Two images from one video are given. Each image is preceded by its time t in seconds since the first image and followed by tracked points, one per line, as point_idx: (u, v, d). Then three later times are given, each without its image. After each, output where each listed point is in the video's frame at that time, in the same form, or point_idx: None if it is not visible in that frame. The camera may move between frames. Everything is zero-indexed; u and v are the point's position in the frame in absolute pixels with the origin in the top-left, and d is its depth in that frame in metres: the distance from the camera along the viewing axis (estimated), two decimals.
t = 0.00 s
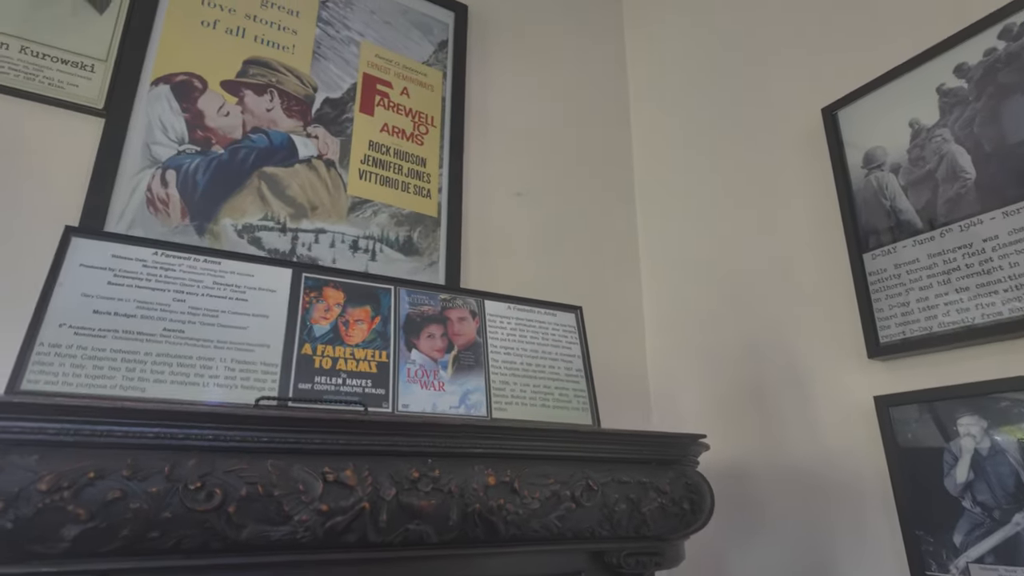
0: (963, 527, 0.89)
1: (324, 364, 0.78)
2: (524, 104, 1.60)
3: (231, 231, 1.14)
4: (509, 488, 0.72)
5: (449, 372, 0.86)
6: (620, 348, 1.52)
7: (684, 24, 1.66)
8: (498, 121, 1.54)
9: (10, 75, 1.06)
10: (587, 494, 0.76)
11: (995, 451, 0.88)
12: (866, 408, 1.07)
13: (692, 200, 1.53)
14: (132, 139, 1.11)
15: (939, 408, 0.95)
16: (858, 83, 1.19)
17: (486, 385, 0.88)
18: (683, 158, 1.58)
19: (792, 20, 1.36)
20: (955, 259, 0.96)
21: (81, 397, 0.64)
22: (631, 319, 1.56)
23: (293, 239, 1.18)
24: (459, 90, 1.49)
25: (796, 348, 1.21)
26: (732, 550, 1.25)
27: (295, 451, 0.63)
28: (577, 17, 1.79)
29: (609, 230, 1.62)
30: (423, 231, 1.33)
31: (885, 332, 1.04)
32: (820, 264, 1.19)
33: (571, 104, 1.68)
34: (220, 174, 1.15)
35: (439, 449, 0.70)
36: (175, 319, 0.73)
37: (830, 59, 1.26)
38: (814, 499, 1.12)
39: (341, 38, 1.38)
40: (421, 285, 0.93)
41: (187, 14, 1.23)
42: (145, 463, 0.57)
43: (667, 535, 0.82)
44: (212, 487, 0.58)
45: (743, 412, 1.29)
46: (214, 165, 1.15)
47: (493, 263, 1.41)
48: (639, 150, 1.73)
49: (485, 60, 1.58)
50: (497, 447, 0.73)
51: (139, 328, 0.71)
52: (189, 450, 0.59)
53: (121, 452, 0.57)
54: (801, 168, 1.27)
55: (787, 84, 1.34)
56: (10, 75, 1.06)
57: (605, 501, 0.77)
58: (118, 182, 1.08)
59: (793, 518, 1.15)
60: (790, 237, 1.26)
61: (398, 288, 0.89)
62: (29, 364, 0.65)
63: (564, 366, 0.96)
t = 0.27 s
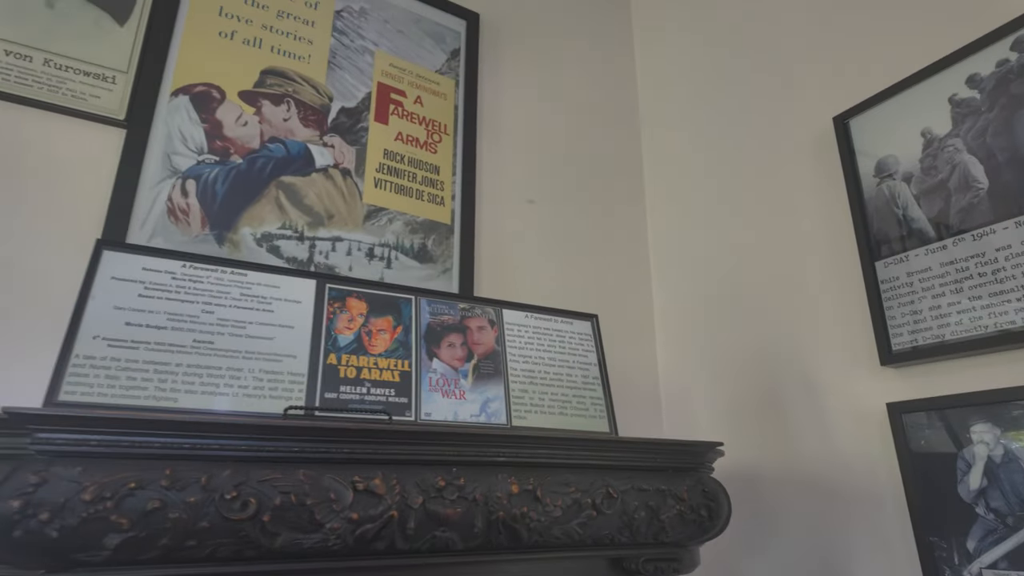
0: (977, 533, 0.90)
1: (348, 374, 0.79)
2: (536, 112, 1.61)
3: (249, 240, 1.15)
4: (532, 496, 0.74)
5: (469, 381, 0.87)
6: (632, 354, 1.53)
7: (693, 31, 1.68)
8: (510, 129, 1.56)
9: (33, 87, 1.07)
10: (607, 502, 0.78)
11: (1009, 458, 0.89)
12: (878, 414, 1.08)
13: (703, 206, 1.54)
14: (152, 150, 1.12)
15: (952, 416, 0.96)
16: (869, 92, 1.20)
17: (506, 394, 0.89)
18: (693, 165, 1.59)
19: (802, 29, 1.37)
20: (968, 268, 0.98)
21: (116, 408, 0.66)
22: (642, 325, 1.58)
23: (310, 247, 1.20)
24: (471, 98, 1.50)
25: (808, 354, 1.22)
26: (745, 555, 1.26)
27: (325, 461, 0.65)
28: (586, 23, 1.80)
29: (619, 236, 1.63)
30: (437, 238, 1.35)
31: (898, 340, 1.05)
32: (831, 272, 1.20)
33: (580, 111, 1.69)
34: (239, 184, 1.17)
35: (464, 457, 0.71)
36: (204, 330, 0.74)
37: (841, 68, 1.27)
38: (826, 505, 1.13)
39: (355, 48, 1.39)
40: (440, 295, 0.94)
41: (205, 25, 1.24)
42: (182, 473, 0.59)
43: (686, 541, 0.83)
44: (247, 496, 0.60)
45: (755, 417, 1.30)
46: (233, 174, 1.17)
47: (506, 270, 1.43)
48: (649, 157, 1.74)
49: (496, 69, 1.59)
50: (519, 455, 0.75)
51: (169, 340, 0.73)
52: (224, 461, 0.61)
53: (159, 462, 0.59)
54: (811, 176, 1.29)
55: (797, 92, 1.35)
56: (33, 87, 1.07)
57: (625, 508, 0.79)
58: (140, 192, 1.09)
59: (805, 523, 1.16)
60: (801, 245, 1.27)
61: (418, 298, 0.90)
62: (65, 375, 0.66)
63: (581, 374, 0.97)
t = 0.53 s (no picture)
0: (984, 533, 0.92)
1: (372, 378, 0.82)
2: (546, 118, 1.64)
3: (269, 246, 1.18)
4: (551, 496, 0.76)
5: (487, 384, 0.90)
6: (641, 357, 1.56)
7: (701, 37, 1.70)
8: (520, 135, 1.58)
9: (60, 99, 1.10)
10: (623, 502, 0.80)
11: (1015, 459, 0.91)
12: (886, 416, 1.10)
13: (711, 211, 1.56)
14: (175, 158, 1.15)
15: (959, 417, 0.98)
16: (876, 98, 1.22)
17: (523, 396, 0.92)
18: (701, 170, 1.61)
19: (810, 36, 1.39)
20: (974, 272, 1.00)
21: (153, 411, 0.69)
22: (651, 328, 1.60)
23: (328, 253, 1.23)
24: (483, 105, 1.53)
25: (816, 357, 1.24)
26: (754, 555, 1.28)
27: (354, 462, 0.67)
28: (595, 30, 1.82)
29: (628, 240, 1.65)
30: (451, 243, 1.37)
31: (905, 343, 1.07)
32: (839, 276, 1.22)
33: (589, 117, 1.71)
34: (259, 191, 1.20)
35: (486, 458, 0.74)
36: (234, 336, 0.77)
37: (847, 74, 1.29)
38: (835, 505, 1.15)
39: (370, 56, 1.42)
40: (457, 300, 0.97)
41: (225, 35, 1.27)
42: (220, 474, 0.61)
43: (699, 540, 0.86)
44: (281, 496, 0.62)
45: (764, 419, 1.32)
46: (253, 182, 1.20)
47: (518, 274, 1.45)
48: (657, 161, 1.76)
49: (507, 75, 1.62)
50: (538, 457, 0.77)
51: (201, 345, 0.75)
52: (258, 462, 0.63)
53: (197, 463, 0.61)
54: (819, 181, 1.31)
55: (805, 98, 1.37)
56: (60, 99, 1.10)
57: (640, 507, 0.81)
58: (163, 200, 1.12)
59: (814, 522, 1.18)
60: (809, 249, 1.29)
61: (437, 303, 0.93)
62: (104, 380, 0.69)
63: (595, 377, 1.00)
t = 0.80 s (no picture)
0: (992, 532, 0.94)
1: (394, 381, 0.84)
2: (556, 123, 1.66)
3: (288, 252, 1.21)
4: (569, 496, 0.78)
5: (505, 387, 0.92)
6: (651, 359, 1.58)
7: (709, 43, 1.72)
8: (531, 140, 1.61)
9: (86, 109, 1.13)
10: (639, 501, 0.82)
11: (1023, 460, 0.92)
12: (895, 417, 1.12)
13: (720, 214, 1.58)
14: (197, 166, 1.18)
15: (967, 419, 1.00)
16: (884, 104, 1.24)
17: (539, 399, 0.94)
18: (710, 174, 1.63)
19: (817, 42, 1.41)
20: (982, 276, 1.01)
21: (187, 414, 0.72)
22: (660, 331, 1.62)
23: (345, 258, 1.25)
24: (495, 110, 1.55)
25: (825, 358, 1.26)
26: (764, 554, 1.30)
27: (380, 463, 0.70)
28: (604, 35, 1.85)
29: (638, 243, 1.67)
30: (464, 247, 1.40)
31: (913, 345, 1.09)
32: (848, 279, 1.24)
33: (599, 122, 1.74)
34: (278, 198, 1.22)
35: (506, 459, 0.76)
36: (262, 341, 0.80)
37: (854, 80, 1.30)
38: (844, 505, 1.17)
39: (384, 64, 1.45)
40: (474, 304, 0.99)
41: (243, 45, 1.30)
42: (254, 474, 0.64)
43: (712, 538, 0.88)
44: (312, 495, 0.65)
45: (773, 420, 1.34)
46: (272, 189, 1.22)
47: (529, 278, 1.48)
48: (666, 165, 1.78)
49: (517, 81, 1.64)
50: (556, 457, 0.80)
51: (231, 350, 0.78)
52: (290, 463, 0.66)
53: (233, 464, 0.64)
54: (827, 186, 1.32)
55: (813, 104, 1.39)
56: (86, 109, 1.13)
57: (655, 506, 0.83)
58: (186, 207, 1.15)
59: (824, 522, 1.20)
60: (818, 252, 1.31)
61: (455, 308, 0.95)
62: (140, 383, 0.72)
63: (609, 379, 1.02)
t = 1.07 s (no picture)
0: (999, 534, 0.95)
1: (409, 387, 0.86)
2: (564, 128, 1.68)
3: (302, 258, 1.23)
4: (581, 500, 0.80)
5: (517, 392, 0.94)
6: (660, 363, 1.59)
7: (716, 47, 1.73)
8: (540, 146, 1.62)
9: (105, 120, 1.16)
10: (650, 505, 0.84)
11: None
12: (902, 421, 1.13)
13: (727, 218, 1.59)
14: (212, 174, 1.20)
15: (974, 422, 1.01)
16: (891, 109, 1.25)
17: (550, 404, 0.96)
18: (717, 178, 1.64)
19: (824, 47, 1.42)
20: (989, 281, 1.02)
21: (209, 421, 0.73)
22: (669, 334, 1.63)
23: (358, 264, 1.27)
24: (504, 116, 1.57)
25: (832, 362, 1.27)
26: (772, 556, 1.31)
27: (398, 468, 0.72)
28: (611, 40, 1.86)
29: (646, 247, 1.69)
30: (474, 252, 1.42)
31: (921, 349, 1.10)
32: (855, 283, 1.25)
33: (606, 126, 1.75)
34: (292, 206, 1.24)
35: (520, 464, 0.78)
36: (281, 348, 0.82)
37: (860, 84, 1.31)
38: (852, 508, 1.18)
39: (395, 72, 1.47)
40: (486, 310, 1.01)
41: (257, 55, 1.32)
42: (276, 480, 0.66)
43: (722, 541, 0.89)
44: (332, 500, 0.67)
45: (781, 423, 1.35)
46: (286, 197, 1.24)
47: (538, 282, 1.49)
48: (673, 169, 1.80)
49: (526, 87, 1.66)
50: (568, 462, 0.81)
51: (250, 357, 0.80)
52: (310, 468, 0.68)
53: (255, 470, 0.66)
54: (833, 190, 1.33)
55: (819, 109, 1.40)
56: (105, 120, 1.16)
57: (665, 510, 0.85)
58: (202, 215, 1.17)
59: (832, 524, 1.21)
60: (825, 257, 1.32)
61: (468, 314, 0.97)
62: (163, 390, 0.74)
63: (619, 384, 1.03)
